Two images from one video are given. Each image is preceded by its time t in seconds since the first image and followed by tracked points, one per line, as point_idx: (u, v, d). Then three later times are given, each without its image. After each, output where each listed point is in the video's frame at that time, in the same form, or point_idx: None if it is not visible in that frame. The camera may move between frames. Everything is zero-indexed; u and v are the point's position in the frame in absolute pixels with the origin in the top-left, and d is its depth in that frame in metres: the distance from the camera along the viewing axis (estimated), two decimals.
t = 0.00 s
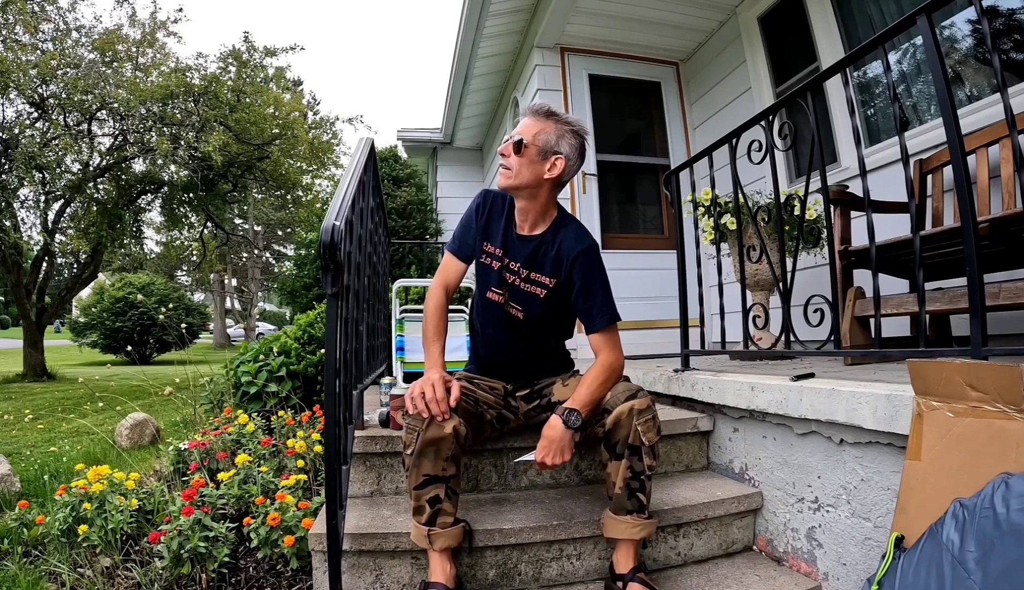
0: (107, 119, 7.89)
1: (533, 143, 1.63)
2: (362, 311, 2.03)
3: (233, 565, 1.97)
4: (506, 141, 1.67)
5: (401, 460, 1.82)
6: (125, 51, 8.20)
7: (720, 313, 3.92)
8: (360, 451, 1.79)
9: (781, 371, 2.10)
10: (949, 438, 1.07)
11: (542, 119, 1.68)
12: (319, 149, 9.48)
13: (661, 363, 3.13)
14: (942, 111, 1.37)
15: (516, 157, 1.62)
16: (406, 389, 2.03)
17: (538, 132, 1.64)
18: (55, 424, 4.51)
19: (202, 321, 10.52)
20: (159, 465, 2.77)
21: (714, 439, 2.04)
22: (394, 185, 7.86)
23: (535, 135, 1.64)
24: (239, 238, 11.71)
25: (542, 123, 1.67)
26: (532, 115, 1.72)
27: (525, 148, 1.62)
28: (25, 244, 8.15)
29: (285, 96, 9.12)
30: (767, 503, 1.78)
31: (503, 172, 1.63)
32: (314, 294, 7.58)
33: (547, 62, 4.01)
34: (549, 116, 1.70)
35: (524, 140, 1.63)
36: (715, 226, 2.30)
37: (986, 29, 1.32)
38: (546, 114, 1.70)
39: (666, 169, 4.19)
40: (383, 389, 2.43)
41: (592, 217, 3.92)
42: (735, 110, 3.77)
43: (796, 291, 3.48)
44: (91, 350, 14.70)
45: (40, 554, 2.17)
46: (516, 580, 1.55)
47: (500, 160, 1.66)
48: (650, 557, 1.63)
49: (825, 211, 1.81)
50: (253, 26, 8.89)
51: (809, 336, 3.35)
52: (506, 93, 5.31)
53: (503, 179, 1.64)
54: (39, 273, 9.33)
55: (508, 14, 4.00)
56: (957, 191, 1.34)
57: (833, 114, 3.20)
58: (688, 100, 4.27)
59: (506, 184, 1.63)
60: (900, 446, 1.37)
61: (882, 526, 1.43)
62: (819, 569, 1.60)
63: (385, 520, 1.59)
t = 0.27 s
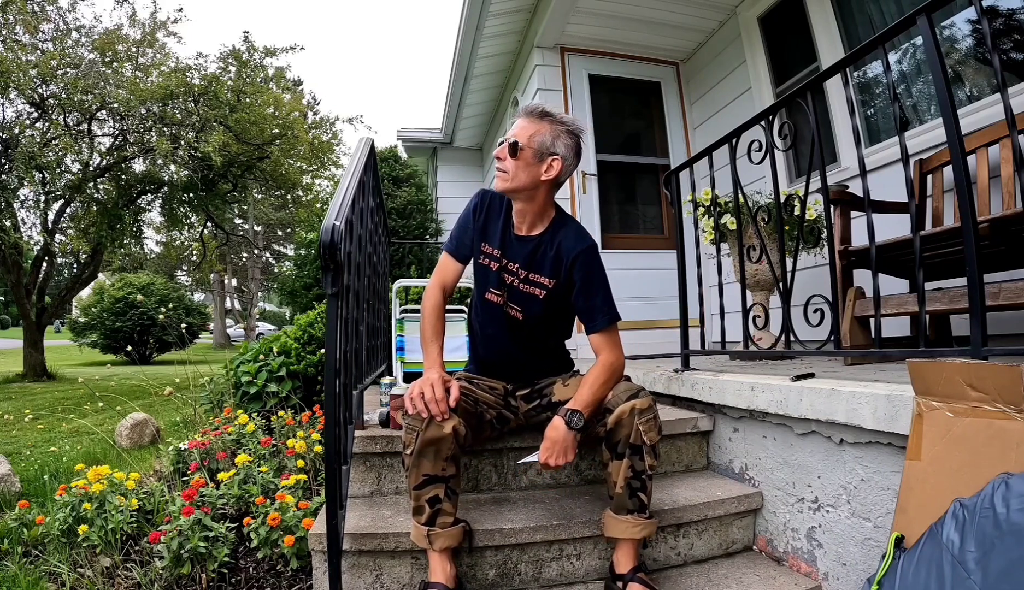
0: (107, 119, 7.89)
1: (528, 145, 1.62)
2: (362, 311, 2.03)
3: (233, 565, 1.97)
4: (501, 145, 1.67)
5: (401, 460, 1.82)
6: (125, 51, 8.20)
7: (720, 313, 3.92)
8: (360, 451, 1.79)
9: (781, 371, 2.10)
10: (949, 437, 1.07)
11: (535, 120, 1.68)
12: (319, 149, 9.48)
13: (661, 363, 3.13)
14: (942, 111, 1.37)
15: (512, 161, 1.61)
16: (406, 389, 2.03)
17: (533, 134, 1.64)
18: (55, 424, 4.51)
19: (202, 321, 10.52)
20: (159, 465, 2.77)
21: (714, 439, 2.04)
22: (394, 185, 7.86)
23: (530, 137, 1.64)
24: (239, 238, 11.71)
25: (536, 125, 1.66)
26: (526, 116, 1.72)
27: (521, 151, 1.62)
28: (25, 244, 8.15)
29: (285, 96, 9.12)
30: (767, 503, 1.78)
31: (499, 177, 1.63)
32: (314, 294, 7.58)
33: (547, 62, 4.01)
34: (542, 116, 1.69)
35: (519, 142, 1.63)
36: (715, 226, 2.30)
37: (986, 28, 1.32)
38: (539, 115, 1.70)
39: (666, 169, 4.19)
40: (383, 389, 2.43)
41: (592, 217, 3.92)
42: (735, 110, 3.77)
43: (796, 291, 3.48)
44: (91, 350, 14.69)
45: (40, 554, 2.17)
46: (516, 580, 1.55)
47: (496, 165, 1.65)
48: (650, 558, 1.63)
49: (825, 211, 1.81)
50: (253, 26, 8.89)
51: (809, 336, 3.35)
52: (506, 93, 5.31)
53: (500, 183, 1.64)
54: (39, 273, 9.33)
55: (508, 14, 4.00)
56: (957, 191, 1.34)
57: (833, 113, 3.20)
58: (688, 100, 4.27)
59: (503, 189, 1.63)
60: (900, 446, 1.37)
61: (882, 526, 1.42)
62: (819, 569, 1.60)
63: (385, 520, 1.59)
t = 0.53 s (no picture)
0: (106, 119, 7.89)
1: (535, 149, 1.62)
2: (362, 311, 2.03)
3: (233, 565, 1.97)
4: (505, 149, 1.65)
5: (401, 460, 1.82)
6: (125, 51, 8.20)
7: (720, 313, 3.92)
8: (360, 451, 1.79)
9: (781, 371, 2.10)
10: (950, 437, 1.07)
11: (537, 122, 1.67)
12: (319, 149, 9.48)
13: (661, 363, 3.13)
14: (942, 111, 1.37)
15: (521, 166, 1.60)
16: (406, 389, 2.03)
17: (537, 137, 1.64)
18: (55, 424, 4.51)
19: (202, 321, 10.52)
20: (159, 465, 2.77)
21: (713, 439, 2.04)
22: (394, 185, 7.86)
23: (535, 139, 1.63)
24: (238, 238, 11.71)
25: (539, 128, 1.66)
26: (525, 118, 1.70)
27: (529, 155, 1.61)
28: (25, 244, 8.14)
29: (285, 96, 9.12)
30: (767, 503, 1.78)
31: (509, 182, 1.61)
32: (314, 294, 7.58)
33: (547, 62, 4.01)
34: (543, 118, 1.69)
35: (526, 146, 1.62)
36: (715, 226, 2.30)
37: (986, 29, 1.32)
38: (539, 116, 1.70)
39: (666, 169, 4.19)
40: (383, 389, 2.43)
41: (592, 217, 3.92)
42: (735, 110, 3.77)
43: (796, 291, 3.48)
44: (91, 350, 14.69)
45: (40, 554, 2.17)
46: (517, 580, 1.55)
47: (502, 171, 1.63)
48: (650, 557, 1.63)
49: (825, 211, 1.81)
50: (253, 26, 8.89)
51: (809, 336, 3.35)
52: (506, 93, 5.31)
53: (509, 189, 1.62)
54: (39, 273, 9.33)
55: (508, 14, 4.00)
56: (957, 191, 1.34)
57: (833, 113, 3.20)
58: (688, 100, 4.27)
59: (513, 195, 1.62)
60: (900, 446, 1.37)
61: (882, 526, 1.43)
62: (819, 569, 1.60)
63: (385, 520, 1.59)
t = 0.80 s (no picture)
0: (106, 119, 7.89)
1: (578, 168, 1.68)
2: (362, 310, 2.03)
3: (233, 565, 1.97)
4: (554, 164, 1.64)
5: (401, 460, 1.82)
6: (125, 51, 8.20)
7: (720, 313, 3.92)
8: (360, 451, 1.79)
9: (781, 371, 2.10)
10: (949, 437, 1.07)
11: (572, 136, 1.69)
12: (319, 149, 9.47)
13: (661, 363, 3.13)
14: (942, 110, 1.37)
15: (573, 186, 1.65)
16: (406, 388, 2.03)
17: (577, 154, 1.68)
18: (55, 424, 4.51)
19: (202, 321, 10.52)
20: (159, 465, 2.77)
21: (714, 439, 2.04)
22: (394, 185, 7.86)
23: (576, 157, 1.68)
24: (239, 238, 11.71)
25: (573, 142, 1.69)
26: (559, 129, 1.69)
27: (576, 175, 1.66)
28: (25, 244, 8.15)
29: (285, 96, 9.12)
30: (767, 503, 1.78)
31: (561, 201, 1.64)
32: (314, 294, 7.58)
33: (547, 62, 4.01)
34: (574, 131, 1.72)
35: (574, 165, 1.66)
36: (715, 226, 2.30)
37: (986, 28, 1.32)
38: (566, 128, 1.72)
39: (666, 169, 4.19)
40: (382, 389, 2.43)
41: (592, 217, 3.92)
42: (735, 110, 3.77)
43: (796, 291, 3.48)
44: (92, 350, 14.70)
45: (40, 553, 2.17)
46: (516, 580, 1.55)
47: (570, 189, 1.65)
48: (650, 557, 1.63)
49: (825, 211, 1.81)
50: (253, 26, 8.90)
51: (809, 336, 3.35)
52: (505, 94, 5.31)
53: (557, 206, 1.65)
54: (39, 273, 9.33)
55: (508, 14, 4.00)
56: (957, 191, 1.34)
57: (833, 113, 3.20)
58: (688, 100, 4.27)
59: (559, 212, 1.66)
60: (900, 446, 1.37)
61: (882, 526, 1.42)
62: (819, 569, 1.60)
63: (385, 520, 1.59)
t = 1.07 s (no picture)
0: (106, 119, 7.89)
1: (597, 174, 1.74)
2: (362, 310, 2.03)
3: (233, 565, 1.97)
4: (579, 171, 1.68)
5: (401, 460, 1.82)
6: (125, 51, 8.20)
7: (720, 313, 3.92)
8: (360, 451, 1.79)
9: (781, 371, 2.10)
10: (949, 438, 1.07)
11: (593, 143, 1.74)
12: (319, 149, 9.47)
13: (661, 363, 3.13)
14: (942, 110, 1.37)
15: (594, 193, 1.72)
16: (406, 388, 2.03)
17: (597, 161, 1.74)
18: (55, 424, 4.51)
19: (202, 321, 10.52)
20: (159, 465, 2.77)
21: (714, 439, 2.04)
22: (394, 185, 7.86)
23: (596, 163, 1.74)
24: (239, 238, 11.70)
25: (594, 151, 1.74)
26: (581, 135, 1.73)
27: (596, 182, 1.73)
28: (25, 244, 8.15)
29: (285, 96, 9.12)
30: (767, 503, 1.78)
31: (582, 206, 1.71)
32: (314, 294, 7.57)
33: (547, 62, 4.01)
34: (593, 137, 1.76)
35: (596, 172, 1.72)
36: (715, 226, 2.30)
37: (986, 28, 1.32)
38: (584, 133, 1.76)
39: (666, 169, 4.19)
40: (382, 389, 2.43)
41: (592, 217, 3.92)
42: (735, 110, 3.77)
43: (796, 291, 3.48)
44: (92, 351, 14.70)
45: (40, 554, 2.17)
46: (516, 580, 1.55)
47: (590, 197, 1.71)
48: (650, 557, 1.63)
49: (825, 211, 1.81)
50: (253, 26, 8.90)
51: (809, 336, 3.35)
52: (506, 94, 5.31)
53: (577, 211, 1.72)
54: (39, 273, 9.33)
55: (508, 14, 4.00)
56: (957, 191, 1.34)
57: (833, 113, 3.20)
58: (688, 100, 4.27)
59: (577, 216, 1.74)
60: (900, 446, 1.37)
61: (882, 526, 1.42)
62: (819, 569, 1.60)
63: (385, 520, 1.59)
